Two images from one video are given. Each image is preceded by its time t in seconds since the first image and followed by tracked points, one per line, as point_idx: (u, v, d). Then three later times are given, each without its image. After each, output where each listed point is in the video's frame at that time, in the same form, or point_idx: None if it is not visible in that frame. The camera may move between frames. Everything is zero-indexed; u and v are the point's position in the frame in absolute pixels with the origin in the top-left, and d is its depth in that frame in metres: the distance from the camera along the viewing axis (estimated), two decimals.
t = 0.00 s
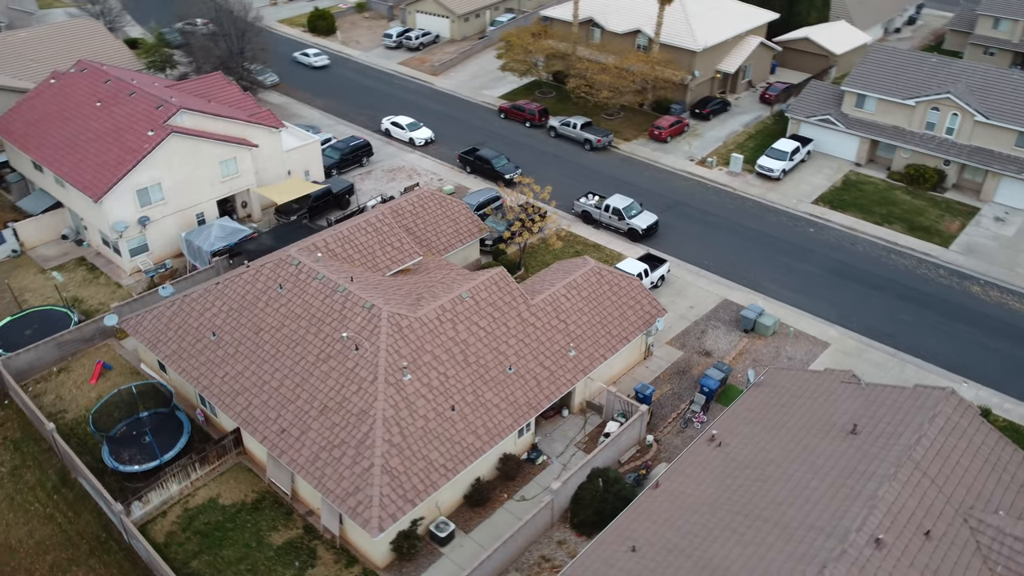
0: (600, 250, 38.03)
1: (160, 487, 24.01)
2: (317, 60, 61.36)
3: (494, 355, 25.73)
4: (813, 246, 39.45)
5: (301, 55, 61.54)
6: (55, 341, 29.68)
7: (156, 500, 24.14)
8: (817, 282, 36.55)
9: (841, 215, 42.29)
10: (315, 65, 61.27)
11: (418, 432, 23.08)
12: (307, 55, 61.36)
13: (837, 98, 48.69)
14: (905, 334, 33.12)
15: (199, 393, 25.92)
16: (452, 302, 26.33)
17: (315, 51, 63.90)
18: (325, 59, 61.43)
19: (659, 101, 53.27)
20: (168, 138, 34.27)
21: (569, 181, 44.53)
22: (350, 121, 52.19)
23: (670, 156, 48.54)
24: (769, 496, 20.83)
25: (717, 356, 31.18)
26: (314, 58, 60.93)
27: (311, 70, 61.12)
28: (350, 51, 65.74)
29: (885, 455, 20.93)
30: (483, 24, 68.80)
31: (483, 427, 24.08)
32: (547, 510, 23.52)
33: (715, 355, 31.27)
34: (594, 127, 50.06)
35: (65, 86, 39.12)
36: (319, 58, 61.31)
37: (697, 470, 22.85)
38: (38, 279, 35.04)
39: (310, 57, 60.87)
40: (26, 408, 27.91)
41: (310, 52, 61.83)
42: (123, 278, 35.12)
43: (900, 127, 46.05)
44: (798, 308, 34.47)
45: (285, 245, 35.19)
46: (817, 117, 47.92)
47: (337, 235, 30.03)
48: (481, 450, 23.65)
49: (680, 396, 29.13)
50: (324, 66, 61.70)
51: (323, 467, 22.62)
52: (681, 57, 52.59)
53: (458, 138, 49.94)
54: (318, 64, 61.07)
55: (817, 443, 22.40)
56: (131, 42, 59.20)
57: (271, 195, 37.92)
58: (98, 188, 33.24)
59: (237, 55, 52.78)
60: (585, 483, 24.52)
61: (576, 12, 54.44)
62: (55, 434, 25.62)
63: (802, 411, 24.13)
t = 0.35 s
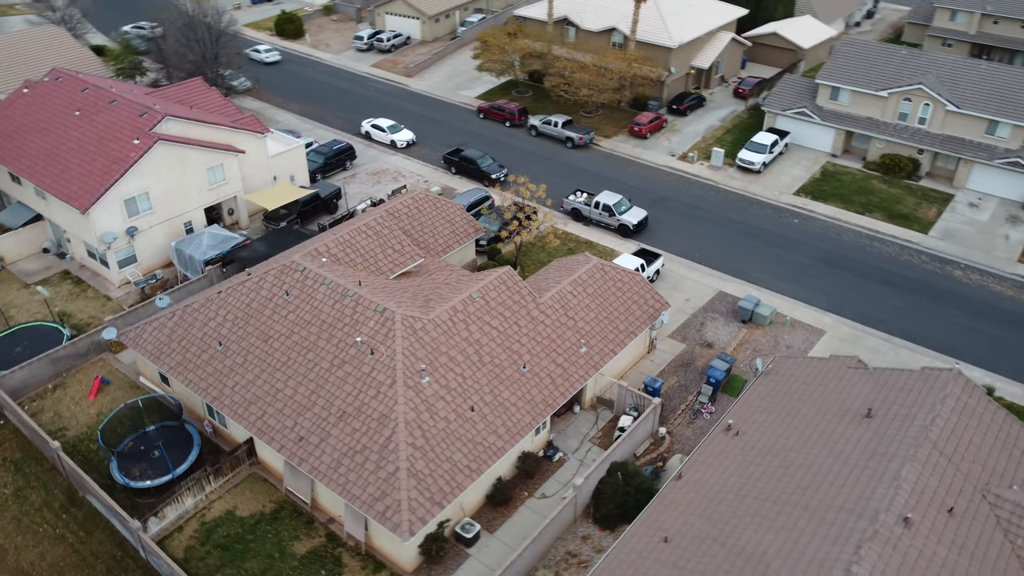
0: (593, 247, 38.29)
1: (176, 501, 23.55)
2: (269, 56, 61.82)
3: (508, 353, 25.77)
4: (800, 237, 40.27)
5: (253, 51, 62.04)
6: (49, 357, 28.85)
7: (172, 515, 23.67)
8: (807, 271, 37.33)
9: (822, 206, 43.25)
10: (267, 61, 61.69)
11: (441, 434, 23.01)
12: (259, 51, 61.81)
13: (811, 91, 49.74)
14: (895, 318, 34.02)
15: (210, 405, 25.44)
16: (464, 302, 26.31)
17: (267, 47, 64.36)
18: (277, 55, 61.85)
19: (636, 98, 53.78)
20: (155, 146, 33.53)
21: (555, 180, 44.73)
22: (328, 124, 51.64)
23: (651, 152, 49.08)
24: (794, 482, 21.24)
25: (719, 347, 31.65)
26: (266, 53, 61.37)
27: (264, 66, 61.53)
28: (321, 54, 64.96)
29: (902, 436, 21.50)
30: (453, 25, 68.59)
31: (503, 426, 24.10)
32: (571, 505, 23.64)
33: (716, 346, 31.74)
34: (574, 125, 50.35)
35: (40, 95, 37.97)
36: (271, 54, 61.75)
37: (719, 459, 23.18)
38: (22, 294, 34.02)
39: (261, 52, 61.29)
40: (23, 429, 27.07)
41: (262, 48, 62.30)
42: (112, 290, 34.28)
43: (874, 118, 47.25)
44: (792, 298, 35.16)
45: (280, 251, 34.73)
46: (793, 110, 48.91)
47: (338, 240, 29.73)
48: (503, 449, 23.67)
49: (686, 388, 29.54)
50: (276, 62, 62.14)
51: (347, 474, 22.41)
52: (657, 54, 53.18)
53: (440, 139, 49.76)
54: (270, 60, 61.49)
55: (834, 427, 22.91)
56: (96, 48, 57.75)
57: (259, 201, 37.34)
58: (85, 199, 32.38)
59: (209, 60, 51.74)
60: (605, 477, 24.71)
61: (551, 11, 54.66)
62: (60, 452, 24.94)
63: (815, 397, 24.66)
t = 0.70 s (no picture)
0: (585, 245, 38.49)
1: (190, 515, 23.12)
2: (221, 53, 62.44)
3: (520, 353, 25.82)
4: (785, 229, 41.00)
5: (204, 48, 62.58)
6: (44, 373, 28.09)
7: (187, 529, 23.23)
8: (795, 262, 38.02)
9: (804, 198, 44.10)
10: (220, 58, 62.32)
11: (460, 435, 22.96)
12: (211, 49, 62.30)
13: (786, 85, 50.64)
14: (885, 305, 34.84)
15: (219, 415, 25.02)
16: (472, 303, 26.27)
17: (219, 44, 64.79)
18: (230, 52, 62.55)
19: (614, 96, 54.20)
20: (142, 154, 32.82)
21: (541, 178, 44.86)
22: (307, 128, 51.05)
23: (632, 149, 49.53)
24: (813, 468, 21.67)
25: (718, 339, 32.10)
26: (218, 51, 61.97)
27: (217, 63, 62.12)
28: (291, 57, 64.12)
29: (914, 419, 22.07)
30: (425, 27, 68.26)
31: (519, 425, 24.14)
32: (590, 501, 23.78)
33: (715, 338, 32.18)
34: (555, 124, 50.54)
35: (15, 104, 36.88)
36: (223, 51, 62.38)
37: (735, 449, 23.53)
38: (7, 310, 33.06)
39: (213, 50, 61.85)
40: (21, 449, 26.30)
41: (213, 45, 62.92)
42: (101, 302, 33.50)
43: (848, 111, 48.30)
44: (783, 288, 35.79)
45: (273, 258, 34.29)
46: (770, 104, 49.76)
47: (338, 244, 29.44)
48: (521, 448, 23.72)
49: (690, 380, 29.91)
50: (229, 59, 62.77)
51: (368, 479, 22.24)
52: (634, 52, 53.65)
53: (422, 141, 49.56)
54: (223, 57, 62.15)
55: (846, 413, 23.42)
56: (61, 56, 56.28)
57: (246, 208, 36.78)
58: (72, 210, 31.55)
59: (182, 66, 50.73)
60: (621, 472, 24.90)
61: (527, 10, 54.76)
62: (66, 470, 24.29)
63: (823, 384, 25.15)
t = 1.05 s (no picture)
0: (576, 242, 38.69)
1: (208, 529, 22.68)
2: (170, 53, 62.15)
3: (532, 351, 25.88)
4: (769, 220, 41.78)
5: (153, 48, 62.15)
6: (38, 391, 27.27)
7: (205, 543, 22.79)
8: (782, 252, 38.79)
9: (784, 189, 45.01)
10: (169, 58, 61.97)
11: (481, 435, 22.94)
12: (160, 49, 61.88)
13: (758, 79, 51.59)
14: (872, 292, 35.77)
15: (230, 426, 24.58)
16: (482, 303, 26.26)
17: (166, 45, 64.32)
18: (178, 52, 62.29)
19: (589, 94, 54.59)
20: (128, 163, 32.02)
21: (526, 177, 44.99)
22: (283, 133, 50.34)
23: (612, 146, 49.95)
24: (831, 452, 22.18)
25: (716, 330, 32.59)
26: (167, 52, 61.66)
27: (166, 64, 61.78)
28: (259, 61, 63.14)
29: (925, 400, 22.74)
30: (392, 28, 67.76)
31: (537, 422, 24.21)
32: (611, 495, 23.96)
33: (713, 329, 32.66)
34: (534, 123, 50.69)
35: None
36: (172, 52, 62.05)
37: (751, 437, 23.95)
38: None
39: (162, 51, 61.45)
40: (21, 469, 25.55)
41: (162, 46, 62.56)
42: (89, 316, 32.61)
43: (820, 103, 49.43)
44: (774, 278, 36.48)
45: (266, 265, 33.79)
46: (744, 98, 50.68)
47: (338, 248, 29.09)
48: (541, 445, 23.78)
49: (694, 372, 30.32)
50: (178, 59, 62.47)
51: (393, 484, 22.08)
52: (607, 49, 54.10)
53: (402, 142, 49.27)
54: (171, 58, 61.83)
55: (856, 397, 24.01)
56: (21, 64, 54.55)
57: (234, 215, 36.16)
58: (58, 222, 30.63)
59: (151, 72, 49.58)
60: (637, 465, 25.13)
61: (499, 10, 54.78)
62: (73, 489, 23.61)
63: (829, 370, 25.74)
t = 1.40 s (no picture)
0: (567, 239, 38.88)
1: (226, 540, 22.33)
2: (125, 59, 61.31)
3: (541, 348, 25.98)
4: (752, 213, 42.49)
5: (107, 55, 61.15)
6: (35, 409, 26.53)
7: (223, 555, 22.42)
8: (769, 243, 39.50)
9: (764, 182, 45.83)
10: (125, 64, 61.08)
11: (500, 434, 22.96)
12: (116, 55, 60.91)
13: (732, 74, 52.40)
14: (859, 279, 36.63)
15: (241, 436, 24.22)
16: (490, 302, 26.28)
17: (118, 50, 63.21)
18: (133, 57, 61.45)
19: (566, 92, 54.86)
20: (115, 172, 31.26)
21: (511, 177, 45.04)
22: (261, 138, 49.65)
23: (592, 143, 50.29)
24: (844, 436, 22.68)
25: (713, 321, 33.07)
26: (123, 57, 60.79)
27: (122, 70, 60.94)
28: (228, 66, 62.13)
29: (930, 381, 23.40)
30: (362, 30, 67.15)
31: (553, 419, 24.32)
32: (628, 488, 24.19)
33: (710, 321, 33.13)
34: (514, 122, 50.80)
35: None
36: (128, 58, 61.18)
37: (762, 425, 24.38)
38: None
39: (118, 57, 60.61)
40: (23, 490, 24.80)
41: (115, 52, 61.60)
42: (79, 330, 31.81)
43: (794, 96, 50.41)
44: (763, 270, 37.14)
45: (260, 272, 33.34)
46: (720, 93, 51.44)
47: (338, 252, 28.80)
48: (558, 442, 23.88)
49: (694, 363, 30.75)
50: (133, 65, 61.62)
51: (415, 486, 21.98)
52: (583, 47, 54.42)
53: (382, 145, 48.97)
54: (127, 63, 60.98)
55: (863, 382, 24.59)
56: None
57: (222, 221, 35.59)
58: (44, 235, 29.77)
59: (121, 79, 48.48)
60: (651, 457, 25.38)
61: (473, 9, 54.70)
62: (82, 506, 23.02)
63: (833, 357, 26.32)
